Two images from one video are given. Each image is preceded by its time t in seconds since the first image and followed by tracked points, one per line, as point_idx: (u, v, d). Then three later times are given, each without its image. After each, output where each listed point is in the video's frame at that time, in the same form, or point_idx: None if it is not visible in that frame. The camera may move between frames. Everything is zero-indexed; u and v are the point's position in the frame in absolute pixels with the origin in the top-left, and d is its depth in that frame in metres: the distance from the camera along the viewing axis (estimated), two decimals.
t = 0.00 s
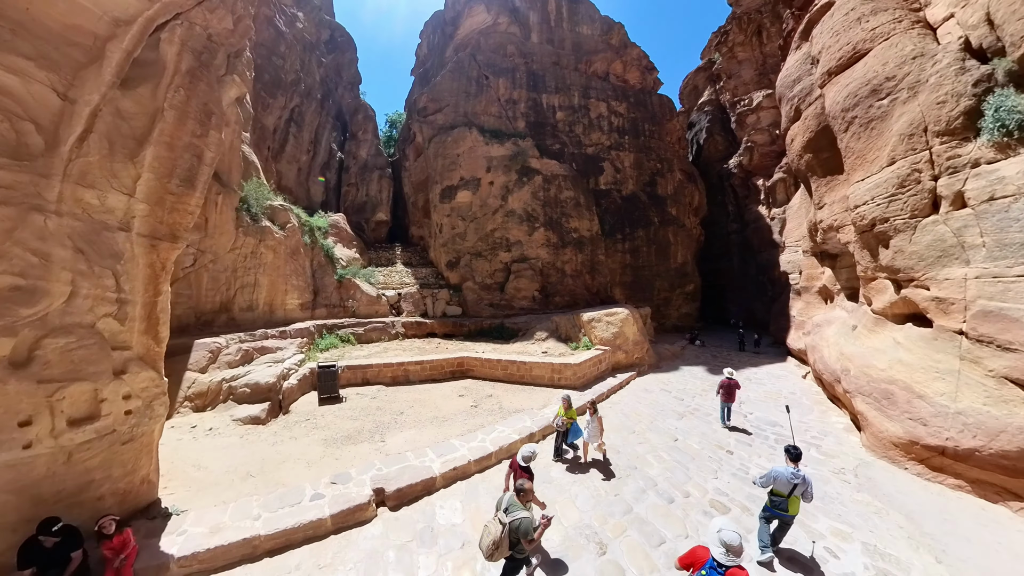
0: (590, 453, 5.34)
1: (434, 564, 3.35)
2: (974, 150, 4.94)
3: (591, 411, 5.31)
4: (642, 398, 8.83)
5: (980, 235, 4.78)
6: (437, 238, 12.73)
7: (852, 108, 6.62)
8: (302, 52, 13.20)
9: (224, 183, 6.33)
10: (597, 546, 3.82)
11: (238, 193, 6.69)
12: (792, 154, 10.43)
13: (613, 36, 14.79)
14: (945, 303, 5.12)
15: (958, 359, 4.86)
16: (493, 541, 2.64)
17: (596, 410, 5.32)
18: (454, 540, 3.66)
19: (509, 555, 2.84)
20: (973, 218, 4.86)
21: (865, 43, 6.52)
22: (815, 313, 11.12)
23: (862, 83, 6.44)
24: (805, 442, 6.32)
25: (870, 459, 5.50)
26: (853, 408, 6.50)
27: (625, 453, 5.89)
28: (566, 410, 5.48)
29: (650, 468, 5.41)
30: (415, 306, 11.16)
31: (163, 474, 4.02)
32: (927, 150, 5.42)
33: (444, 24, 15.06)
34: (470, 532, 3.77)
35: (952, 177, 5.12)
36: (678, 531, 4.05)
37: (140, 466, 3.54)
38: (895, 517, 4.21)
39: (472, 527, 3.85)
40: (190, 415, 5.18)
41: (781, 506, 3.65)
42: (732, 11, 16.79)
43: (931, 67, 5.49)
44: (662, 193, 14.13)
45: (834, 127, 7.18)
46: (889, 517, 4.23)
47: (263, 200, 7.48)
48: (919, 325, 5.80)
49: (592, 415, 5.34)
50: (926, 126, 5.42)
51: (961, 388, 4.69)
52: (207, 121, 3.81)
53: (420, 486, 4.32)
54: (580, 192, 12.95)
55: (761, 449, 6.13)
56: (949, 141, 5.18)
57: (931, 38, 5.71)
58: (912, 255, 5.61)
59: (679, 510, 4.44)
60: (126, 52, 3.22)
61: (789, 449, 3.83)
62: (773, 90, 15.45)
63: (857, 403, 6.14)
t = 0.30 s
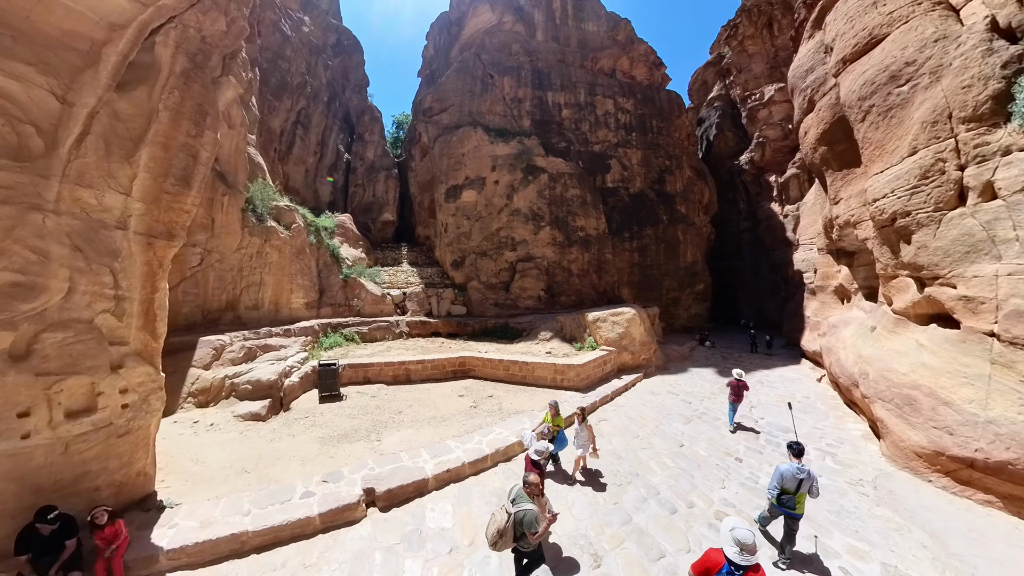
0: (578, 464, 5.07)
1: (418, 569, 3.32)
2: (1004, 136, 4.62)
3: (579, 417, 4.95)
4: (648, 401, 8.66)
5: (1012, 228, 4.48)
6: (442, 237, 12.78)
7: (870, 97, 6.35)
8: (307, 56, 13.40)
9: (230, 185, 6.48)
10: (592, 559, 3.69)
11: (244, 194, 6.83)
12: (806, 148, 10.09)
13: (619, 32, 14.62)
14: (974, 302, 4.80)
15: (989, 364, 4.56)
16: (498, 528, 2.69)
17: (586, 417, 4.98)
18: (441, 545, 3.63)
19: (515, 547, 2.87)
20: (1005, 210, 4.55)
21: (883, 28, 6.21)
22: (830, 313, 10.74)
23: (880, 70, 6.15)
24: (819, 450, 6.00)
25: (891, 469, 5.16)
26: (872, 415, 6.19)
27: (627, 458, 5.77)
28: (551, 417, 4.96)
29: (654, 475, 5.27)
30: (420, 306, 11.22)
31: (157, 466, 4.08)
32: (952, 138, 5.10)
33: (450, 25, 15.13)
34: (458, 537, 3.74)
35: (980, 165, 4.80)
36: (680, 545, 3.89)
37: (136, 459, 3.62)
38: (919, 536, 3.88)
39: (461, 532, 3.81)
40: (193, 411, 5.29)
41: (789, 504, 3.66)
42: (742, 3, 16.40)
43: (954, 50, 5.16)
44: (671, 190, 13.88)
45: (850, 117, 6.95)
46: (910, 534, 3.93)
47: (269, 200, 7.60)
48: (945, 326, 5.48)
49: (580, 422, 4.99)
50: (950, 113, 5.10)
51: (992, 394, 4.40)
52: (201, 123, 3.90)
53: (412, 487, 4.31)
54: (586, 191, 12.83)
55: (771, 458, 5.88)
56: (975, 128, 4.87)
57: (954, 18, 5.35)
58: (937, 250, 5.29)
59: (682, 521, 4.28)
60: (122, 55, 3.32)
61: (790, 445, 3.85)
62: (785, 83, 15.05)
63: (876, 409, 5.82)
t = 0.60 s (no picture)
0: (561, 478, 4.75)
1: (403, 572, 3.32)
2: None
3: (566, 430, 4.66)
4: (654, 404, 8.50)
5: None
6: (448, 237, 12.85)
7: (888, 84, 5.87)
8: (313, 59, 13.64)
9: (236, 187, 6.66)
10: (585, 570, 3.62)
11: (250, 196, 7.00)
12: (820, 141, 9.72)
13: (626, 28, 14.43)
14: (1006, 303, 4.42)
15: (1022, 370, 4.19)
16: (506, 534, 2.68)
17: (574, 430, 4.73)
18: (429, 549, 3.63)
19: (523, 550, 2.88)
20: None
21: (899, 12, 5.75)
22: (847, 314, 10.36)
23: (898, 56, 5.68)
24: (833, 460, 5.71)
25: (912, 483, 4.84)
26: (893, 424, 5.75)
27: (628, 465, 5.67)
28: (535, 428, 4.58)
29: (655, 484, 5.15)
30: (425, 306, 11.31)
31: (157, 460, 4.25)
32: (980, 125, 4.67)
33: (455, 26, 15.20)
34: (446, 542, 3.72)
35: (1011, 155, 4.40)
36: (679, 560, 3.76)
37: (135, 453, 3.74)
38: (942, 558, 3.58)
39: (449, 537, 3.80)
40: (197, 407, 5.45)
41: (784, 498, 3.77)
42: None
43: (979, 31, 4.68)
44: (679, 188, 13.62)
45: (867, 107, 6.47)
46: (932, 556, 3.63)
47: (275, 202, 7.75)
48: (973, 329, 5.08)
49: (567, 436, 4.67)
50: (977, 99, 4.67)
51: None
52: (196, 126, 4.02)
53: (403, 489, 4.33)
54: (593, 189, 12.70)
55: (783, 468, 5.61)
56: (1005, 114, 4.44)
57: None
58: (962, 247, 4.89)
59: (682, 535, 4.14)
60: (120, 63, 3.44)
61: (789, 442, 4.00)
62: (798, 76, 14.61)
63: (897, 417, 5.46)
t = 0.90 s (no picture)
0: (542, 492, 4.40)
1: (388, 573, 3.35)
2: None
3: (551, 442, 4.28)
4: (660, 407, 8.36)
5: None
6: (454, 237, 12.92)
7: (908, 71, 5.50)
8: (320, 63, 13.90)
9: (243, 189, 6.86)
10: None
11: (257, 197, 7.20)
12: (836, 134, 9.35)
13: (632, 25, 14.25)
14: None
15: None
16: (522, 538, 2.73)
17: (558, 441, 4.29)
18: (417, 551, 3.64)
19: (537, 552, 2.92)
20: None
21: None
22: (865, 314, 9.96)
23: (918, 39, 5.33)
24: (849, 470, 5.47)
25: (935, 498, 4.60)
26: (914, 433, 5.52)
27: (629, 471, 5.56)
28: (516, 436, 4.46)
29: (656, 492, 5.03)
30: (430, 305, 11.41)
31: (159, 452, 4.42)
32: (1009, 110, 4.28)
33: (461, 27, 15.29)
34: (434, 544, 3.73)
35: None
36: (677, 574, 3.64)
37: (137, 445, 3.89)
38: None
39: (438, 539, 3.81)
40: (203, 402, 5.64)
41: (785, 496, 3.78)
42: None
43: (1006, 8, 4.29)
44: (689, 185, 13.36)
45: (884, 95, 6.08)
46: None
47: (281, 203, 7.95)
48: (1003, 331, 4.80)
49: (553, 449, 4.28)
50: (1005, 81, 4.28)
51: None
52: (196, 130, 4.16)
53: (395, 488, 4.38)
54: (600, 187, 12.59)
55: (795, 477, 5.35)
56: None
57: None
58: (990, 243, 4.52)
59: (681, 547, 4.01)
60: (121, 70, 3.59)
61: (794, 441, 4.00)
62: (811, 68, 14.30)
63: (919, 425, 5.22)
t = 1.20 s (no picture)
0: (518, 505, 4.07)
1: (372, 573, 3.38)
2: None
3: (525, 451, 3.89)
4: (666, 411, 8.20)
5: None
6: (459, 237, 12.98)
7: (930, 53, 5.22)
8: (326, 66, 14.15)
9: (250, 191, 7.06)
10: None
11: (264, 199, 7.41)
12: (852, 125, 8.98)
13: (640, 20, 14.03)
14: None
15: None
16: (528, 542, 2.70)
17: (533, 449, 3.88)
18: (402, 552, 3.66)
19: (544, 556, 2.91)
20: None
21: None
22: (885, 315, 9.52)
23: (942, 19, 5.05)
24: (867, 482, 5.19)
25: (963, 515, 4.32)
26: (939, 443, 5.24)
27: (629, 478, 5.43)
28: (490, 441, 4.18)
29: (656, 501, 4.90)
30: (435, 305, 11.50)
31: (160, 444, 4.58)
32: None
33: (467, 27, 15.37)
34: (420, 546, 3.73)
35: None
36: None
37: (138, 437, 4.05)
38: None
39: (424, 541, 3.81)
40: (208, 397, 5.81)
41: (794, 492, 3.94)
42: None
43: None
44: (699, 182, 13.10)
45: (904, 81, 5.83)
46: None
47: (288, 204, 8.15)
48: None
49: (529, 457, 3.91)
50: None
51: None
52: (194, 132, 4.31)
53: (385, 487, 4.42)
54: (607, 185, 12.45)
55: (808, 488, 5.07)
56: None
57: None
58: None
59: (679, 561, 3.87)
60: (122, 77, 3.75)
61: (803, 439, 4.17)
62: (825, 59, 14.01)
63: (946, 436, 4.95)
